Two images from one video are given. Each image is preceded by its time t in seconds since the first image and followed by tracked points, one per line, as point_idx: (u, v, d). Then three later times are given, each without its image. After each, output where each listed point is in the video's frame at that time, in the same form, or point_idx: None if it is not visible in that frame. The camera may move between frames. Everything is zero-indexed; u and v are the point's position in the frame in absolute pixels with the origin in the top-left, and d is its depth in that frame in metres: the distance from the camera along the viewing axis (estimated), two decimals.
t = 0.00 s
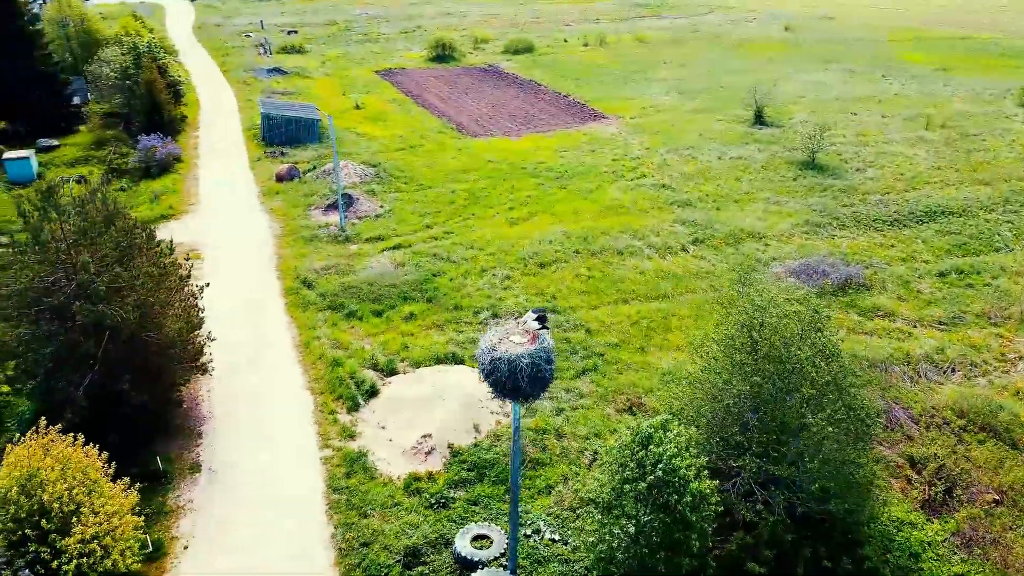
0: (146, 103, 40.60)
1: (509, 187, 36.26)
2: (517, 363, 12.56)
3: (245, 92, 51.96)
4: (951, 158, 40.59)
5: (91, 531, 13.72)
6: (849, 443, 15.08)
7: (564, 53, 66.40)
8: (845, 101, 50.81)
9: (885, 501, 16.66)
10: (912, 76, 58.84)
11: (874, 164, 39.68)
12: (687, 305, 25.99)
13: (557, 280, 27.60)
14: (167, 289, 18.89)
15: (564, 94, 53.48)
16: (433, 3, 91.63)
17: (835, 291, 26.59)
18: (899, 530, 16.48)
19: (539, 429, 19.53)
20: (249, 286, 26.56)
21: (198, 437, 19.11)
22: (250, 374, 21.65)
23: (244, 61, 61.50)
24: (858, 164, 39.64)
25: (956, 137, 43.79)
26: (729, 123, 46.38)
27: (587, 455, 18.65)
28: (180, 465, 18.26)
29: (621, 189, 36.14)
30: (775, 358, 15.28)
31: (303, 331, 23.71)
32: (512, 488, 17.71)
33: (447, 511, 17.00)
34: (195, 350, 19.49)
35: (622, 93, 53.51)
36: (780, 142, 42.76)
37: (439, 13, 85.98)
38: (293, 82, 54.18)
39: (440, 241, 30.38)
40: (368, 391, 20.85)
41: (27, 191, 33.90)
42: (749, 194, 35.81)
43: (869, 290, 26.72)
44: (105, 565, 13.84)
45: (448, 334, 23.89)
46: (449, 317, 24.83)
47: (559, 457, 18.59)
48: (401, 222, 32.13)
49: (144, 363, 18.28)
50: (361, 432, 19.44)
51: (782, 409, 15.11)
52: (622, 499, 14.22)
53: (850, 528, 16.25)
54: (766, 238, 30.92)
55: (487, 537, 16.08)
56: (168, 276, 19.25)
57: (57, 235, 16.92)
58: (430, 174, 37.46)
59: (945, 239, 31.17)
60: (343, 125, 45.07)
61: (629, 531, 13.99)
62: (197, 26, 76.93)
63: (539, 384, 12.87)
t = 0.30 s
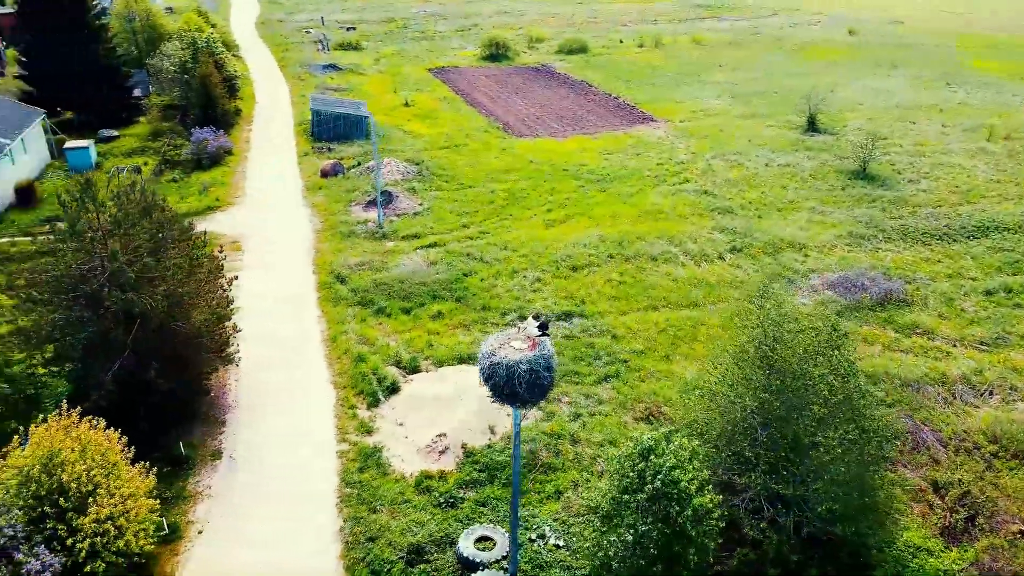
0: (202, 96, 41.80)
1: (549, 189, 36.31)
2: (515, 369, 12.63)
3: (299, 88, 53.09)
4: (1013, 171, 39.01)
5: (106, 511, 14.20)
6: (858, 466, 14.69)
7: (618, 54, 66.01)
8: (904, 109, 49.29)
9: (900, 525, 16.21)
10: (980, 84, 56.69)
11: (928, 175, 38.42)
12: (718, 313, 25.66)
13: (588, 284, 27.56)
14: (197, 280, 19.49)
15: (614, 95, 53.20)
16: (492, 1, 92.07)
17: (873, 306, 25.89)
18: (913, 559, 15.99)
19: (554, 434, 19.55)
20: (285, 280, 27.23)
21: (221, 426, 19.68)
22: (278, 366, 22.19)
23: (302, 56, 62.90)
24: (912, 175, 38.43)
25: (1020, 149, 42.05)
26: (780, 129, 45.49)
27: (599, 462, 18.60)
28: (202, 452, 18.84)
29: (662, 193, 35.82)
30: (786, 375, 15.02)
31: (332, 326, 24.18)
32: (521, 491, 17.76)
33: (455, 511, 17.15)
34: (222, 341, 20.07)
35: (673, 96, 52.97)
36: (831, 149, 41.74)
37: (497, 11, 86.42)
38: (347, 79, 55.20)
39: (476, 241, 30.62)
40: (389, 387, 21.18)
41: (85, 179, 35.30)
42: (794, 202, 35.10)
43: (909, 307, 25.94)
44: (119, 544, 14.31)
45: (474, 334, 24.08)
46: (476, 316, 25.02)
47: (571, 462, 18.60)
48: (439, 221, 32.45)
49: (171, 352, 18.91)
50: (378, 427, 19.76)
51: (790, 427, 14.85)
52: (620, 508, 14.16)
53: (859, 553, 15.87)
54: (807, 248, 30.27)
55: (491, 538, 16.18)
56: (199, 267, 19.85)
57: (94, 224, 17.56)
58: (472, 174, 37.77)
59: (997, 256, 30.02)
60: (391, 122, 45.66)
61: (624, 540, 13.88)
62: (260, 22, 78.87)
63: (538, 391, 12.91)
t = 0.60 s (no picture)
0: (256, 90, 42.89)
1: (591, 191, 36.20)
2: (511, 375, 12.69)
3: (353, 83, 53.96)
4: None
5: (123, 492, 14.74)
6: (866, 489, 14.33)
7: (675, 55, 65.26)
8: (968, 118, 47.53)
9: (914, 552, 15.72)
10: None
11: (986, 189, 36.99)
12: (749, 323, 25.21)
13: (620, 289, 27.40)
14: (227, 271, 20.04)
15: (666, 97, 52.67)
16: None
17: (913, 323, 25.11)
18: None
19: (569, 439, 19.53)
20: (320, 273, 27.82)
21: (245, 414, 20.21)
22: (305, 358, 22.71)
23: (359, 52, 63.96)
24: (969, 187, 37.05)
25: None
26: (834, 136, 44.39)
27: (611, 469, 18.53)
28: (224, 438, 19.39)
29: (704, 199, 35.35)
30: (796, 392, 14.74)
31: (361, 321, 24.59)
32: (530, 494, 17.81)
33: (463, 510, 17.32)
34: (249, 332, 20.61)
35: (726, 99, 52.16)
36: (886, 158, 40.53)
37: (555, 10, 86.31)
38: (400, 75, 55.93)
39: (511, 241, 30.73)
40: (410, 384, 21.47)
41: (140, 168, 36.56)
42: (841, 212, 34.22)
43: (951, 325, 25.07)
44: (134, 524, 14.83)
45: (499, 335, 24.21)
46: (504, 317, 25.14)
47: (583, 468, 18.57)
48: (476, 220, 32.65)
49: (199, 341, 19.53)
50: (396, 423, 20.07)
51: (797, 445, 14.57)
52: (618, 515, 13.98)
53: None
54: (849, 260, 29.50)
55: (494, 540, 16.28)
56: (230, 258, 20.39)
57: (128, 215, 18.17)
58: (515, 174, 37.91)
59: None
60: (440, 119, 46.11)
61: (620, 550, 13.71)
62: (321, 17, 80.40)
63: (535, 398, 12.93)
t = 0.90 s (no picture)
0: (309, 84, 43.80)
1: (633, 193, 35.95)
2: (510, 379, 12.78)
3: (407, 79, 54.61)
4: None
5: (141, 472, 15.33)
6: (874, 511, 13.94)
7: (734, 56, 64.13)
8: None
9: None
10: None
11: None
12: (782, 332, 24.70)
13: (653, 293, 27.18)
14: (258, 262, 20.58)
15: (720, 99, 51.85)
16: None
17: (954, 341, 24.26)
18: None
19: (584, 443, 19.49)
20: (357, 266, 28.31)
21: (271, 401, 20.74)
22: (333, 350, 23.16)
23: (416, 47, 64.67)
24: None
25: None
26: (892, 143, 43.04)
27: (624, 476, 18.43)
28: (248, 424, 19.93)
29: (749, 204, 34.73)
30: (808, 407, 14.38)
31: (391, 315, 24.96)
32: (540, 496, 17.86)
33: (471, 508, 17.46)
34: (277, 323, 21.12)
35: (782, 102, 51.05)
36: (944, 169, 39.14)
37: (617, 7, 85.67)
38: (454, 71, 56.37)
39: (547, 242, 30.75)
40: (432, 380, 21.72)
41: (195, 158, 37.75)
42: (891, 223, 33.19)
43: (996, 345, 24.10)
44: (151, 503, 15.41)
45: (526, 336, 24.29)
46: (532, 318, 25.22)
47: (594, 472, 18.51)
48: (515, 219, 32.77)
49: (228, 329, 20.13)
50: (415, 418, 20.33)
51: (806, 461, 14.24)
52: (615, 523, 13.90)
53: None
54: (894, 272, 28.61)
55: (499, 539, 16.36)
56: (261, 250, 20.93)
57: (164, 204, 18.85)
58: (559, 174, 37.88)
59: None
60: (489, 116, 46.33)
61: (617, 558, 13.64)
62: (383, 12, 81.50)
63: (534, 402, 13.00)
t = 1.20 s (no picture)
0: (362, 78, 44.55)
1: (677, 197, 35.58)
2: (508, 381, 12.85)
3: (461, 75, 54.98)
4: None
5: (159, 453, 15.93)
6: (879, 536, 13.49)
7: (796, 58, 62.68)
8: None
9: None
10: None
11: None
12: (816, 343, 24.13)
13: (685, 299, 26.86)
14: (289, 254, 21.12)
15: (778, 102, 50.77)
16: None
17: (997, 362, 23.34)
18: None
19: (599, 447, 19.45)
20: (393, 261, 28.73)
21: (296, 390, 21.29)
22: (361, 344, 23.57)
23: (474, 43, 65.08)
24: None
25: None
26: (954, 153, 41.51)
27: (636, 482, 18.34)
28: (272, 411, 20.51)
29: (795, 211, 33.98)
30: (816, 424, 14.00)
31: (420, 311, 25.31)
32: (550, 498, 17.89)
33: (479, 506, 17.58)
34: (305, 314, 21.65)
35: (842, 106, 49.70)
36: (1007, 181, 37.56)
37: (680, 6, 84.61)
38: (509, 68, 56.58)
39: (584, 243, 30.70)
40: (454, 377, 21.93)
41: (248, 149, 38.79)
42: (943, 236, 32.05)
43: None
44: (168, 484, 16.02)
45: (553, 337, 24.35)
46: (560, 320, 25.25)
47: (606, 478, 18.46)
48: (553, 219, 32.77)
49: (257, 319, 20.73)
50: (434, 414, 20.57)
51: (811, 479, 13.85)
52: (612, 532, 13.93)
53: None
54: (940, 288, 27.65)
55: (503, 539, 16.46)
56: (293, 243, 21.47)
57: (199, 195, 19.50)
58: (603, 174, 37.74)
59: None
60: (539, 115, 46.36)
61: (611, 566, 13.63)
62: (444, 8, 82.20)
63: (531, 405, 13.03)
